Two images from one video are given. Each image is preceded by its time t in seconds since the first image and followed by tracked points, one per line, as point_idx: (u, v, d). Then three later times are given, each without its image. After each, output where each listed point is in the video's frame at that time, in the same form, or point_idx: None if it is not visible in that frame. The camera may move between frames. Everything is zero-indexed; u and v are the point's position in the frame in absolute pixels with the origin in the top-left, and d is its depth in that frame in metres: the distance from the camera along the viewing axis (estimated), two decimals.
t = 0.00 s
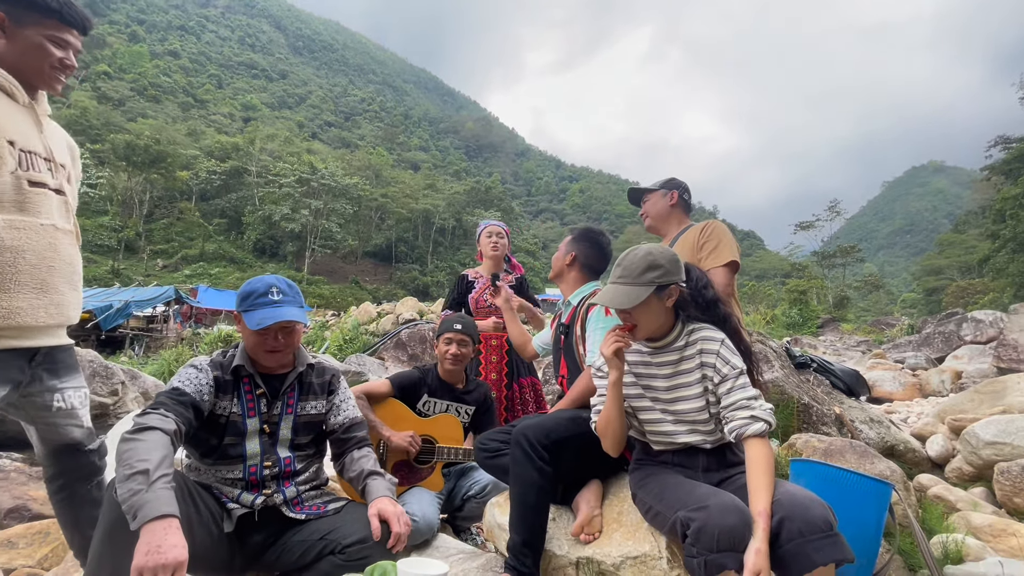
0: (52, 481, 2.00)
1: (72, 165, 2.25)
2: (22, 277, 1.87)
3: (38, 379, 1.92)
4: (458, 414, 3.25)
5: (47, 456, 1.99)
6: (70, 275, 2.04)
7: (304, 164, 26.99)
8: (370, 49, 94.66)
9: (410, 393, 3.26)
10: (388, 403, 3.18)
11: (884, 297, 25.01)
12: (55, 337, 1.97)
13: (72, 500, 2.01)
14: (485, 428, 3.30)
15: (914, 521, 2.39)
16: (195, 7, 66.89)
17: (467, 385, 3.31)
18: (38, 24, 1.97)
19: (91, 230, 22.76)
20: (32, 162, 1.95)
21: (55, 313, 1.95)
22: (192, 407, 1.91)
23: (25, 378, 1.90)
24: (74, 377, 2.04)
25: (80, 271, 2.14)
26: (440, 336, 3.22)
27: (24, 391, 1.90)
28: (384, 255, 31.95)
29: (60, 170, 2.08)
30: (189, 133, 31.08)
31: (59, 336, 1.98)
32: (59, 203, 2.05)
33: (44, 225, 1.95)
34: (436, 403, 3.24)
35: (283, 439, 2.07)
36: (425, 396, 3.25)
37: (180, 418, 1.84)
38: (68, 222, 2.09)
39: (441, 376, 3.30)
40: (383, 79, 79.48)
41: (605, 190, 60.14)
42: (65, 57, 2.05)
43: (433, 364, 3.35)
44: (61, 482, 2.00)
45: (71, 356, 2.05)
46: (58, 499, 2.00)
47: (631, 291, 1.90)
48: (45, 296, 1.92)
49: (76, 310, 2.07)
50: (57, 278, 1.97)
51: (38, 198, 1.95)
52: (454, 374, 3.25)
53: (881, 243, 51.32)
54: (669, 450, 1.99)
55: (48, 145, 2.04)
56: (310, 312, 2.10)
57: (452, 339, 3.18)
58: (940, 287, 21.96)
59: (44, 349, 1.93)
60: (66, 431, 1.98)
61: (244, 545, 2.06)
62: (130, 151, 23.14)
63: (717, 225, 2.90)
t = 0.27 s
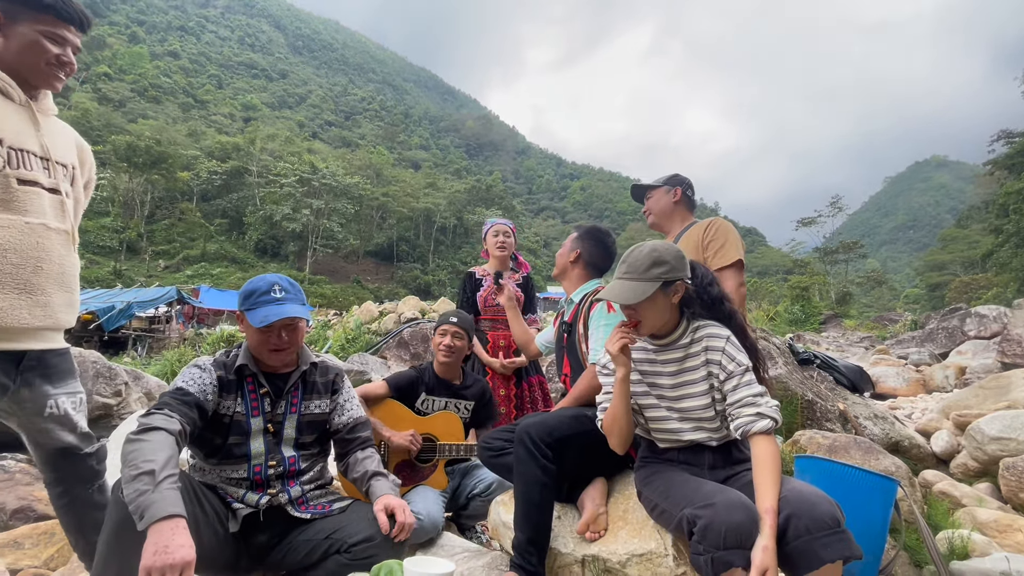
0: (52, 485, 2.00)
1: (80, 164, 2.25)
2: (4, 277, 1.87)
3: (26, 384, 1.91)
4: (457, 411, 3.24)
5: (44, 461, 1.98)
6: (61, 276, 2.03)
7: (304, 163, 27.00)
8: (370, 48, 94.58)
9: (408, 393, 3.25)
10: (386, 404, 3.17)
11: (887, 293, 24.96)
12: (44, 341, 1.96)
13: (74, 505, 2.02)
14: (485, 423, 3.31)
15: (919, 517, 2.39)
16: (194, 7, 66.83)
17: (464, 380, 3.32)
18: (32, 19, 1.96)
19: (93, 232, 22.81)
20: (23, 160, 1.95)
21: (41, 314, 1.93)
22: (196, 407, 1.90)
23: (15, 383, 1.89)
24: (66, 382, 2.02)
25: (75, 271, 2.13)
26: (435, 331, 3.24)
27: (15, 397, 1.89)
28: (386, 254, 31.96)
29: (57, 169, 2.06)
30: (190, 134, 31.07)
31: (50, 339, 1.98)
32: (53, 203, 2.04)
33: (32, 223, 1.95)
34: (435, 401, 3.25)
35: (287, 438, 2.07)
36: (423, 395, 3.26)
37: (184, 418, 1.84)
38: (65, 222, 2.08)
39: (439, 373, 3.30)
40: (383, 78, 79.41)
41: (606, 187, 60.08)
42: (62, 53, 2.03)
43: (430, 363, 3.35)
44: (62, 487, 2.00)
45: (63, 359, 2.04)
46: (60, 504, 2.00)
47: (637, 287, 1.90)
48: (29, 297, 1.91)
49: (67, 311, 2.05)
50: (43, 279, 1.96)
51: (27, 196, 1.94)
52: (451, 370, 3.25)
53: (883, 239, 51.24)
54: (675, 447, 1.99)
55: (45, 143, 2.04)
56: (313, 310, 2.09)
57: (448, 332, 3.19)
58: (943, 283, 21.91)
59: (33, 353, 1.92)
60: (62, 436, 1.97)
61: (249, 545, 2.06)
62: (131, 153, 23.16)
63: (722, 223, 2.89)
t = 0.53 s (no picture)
0: (67, 484, 2.02)
1: (91, 165, 2.26)
2: (18, 279, 1.87)
3: (45, 383, 1.93)
4: (453, 407, 3.26)
5: (60, 458, 1.99)
6: (74, 276, 2.04)
7: (307, 163, 27.06)
8: (370, 47, 94.56)
9: (401, 394, 3.27)
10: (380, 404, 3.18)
11: (891, 288, 24.85)
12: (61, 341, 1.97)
13: (87, 503, 2.03)
14: (485, 417, 3.33)
15: (925, 514, 2.38)
16: (195, 8, 66.93)
17: (457, 376, 3.35)
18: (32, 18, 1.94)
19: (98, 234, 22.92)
20: (32, 162, 1.95)
21: (55, 314, 1.94)
22: (201, 408, 1.91)
23: (33, 382, 1.91)
24: (83, 381, 2.04)
25: (89, 271, 2.13)
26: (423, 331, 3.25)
27: (33, 394, 1.91)
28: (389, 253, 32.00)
29: (66, 169, 2.07)
30: (192, 135, 31.12)
31: (68, 339, 2.00)
32: (63, 204, 2.05)
33: (44, 224, 1.96)
34: (430, 399, 3.27)
35: (292, 438, 2.08)
36: (417, 394, 3.27)
37: (190, 419, 1.85)
38: (77, 223, 2.08)
39: (431, 372, 3.32)
40: (384, 78, 79.45)
41: (608, 185, 60.00)
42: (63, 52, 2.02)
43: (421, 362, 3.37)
44: (77, 485, 2.02)
45: (82, 359, 2.05)
46: (73, 502, 2.02)
47: (643, 283, 1.89)
48: (43, 297, 1.92)
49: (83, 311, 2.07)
50: (57, 279, 1.97)
51: (38, 198, 1.96)
52: (442, 367, 3.28)
53: (888, 234, 51.05)
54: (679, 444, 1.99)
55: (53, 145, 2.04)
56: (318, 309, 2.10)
57: (436, 328, 3.22)
58: (948, 278, 21.82)
59: (50, 353, 1.94)
60: (77, 435, 1.98)
61: (255, 544, 2.06)
62: (134, 155, 23.25)
63: (728, 220, 2.89)
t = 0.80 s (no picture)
0: (72, 483, 2.03)
1: (94, 168, 2.27)
2: (20, 283, 1.89)
3: (47, 384, 1.94)
4: (453, 406, 3.27)
5: (65, 458, 2.01)
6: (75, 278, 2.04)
7: (309, 165, 27.13)
8: (372, 48, 94.71)
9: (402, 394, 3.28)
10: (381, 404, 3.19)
11: (894, 289, 24.78)
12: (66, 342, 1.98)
13: (92, 503, 2.04)
14: (484, 416, 3.34)
15: (927, 515, 2.38)
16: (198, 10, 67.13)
17: (458, 376, 3.36)
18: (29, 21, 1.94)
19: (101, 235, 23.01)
20: (33, 166, 1.96)
21: (58, 317, 1.95)
22: (203, 409, 1.92)
23: (35, 383, 1.92)
24: (87, 382, 2.04)
25: (91, 274, 2.14)
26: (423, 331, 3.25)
27: (36, 395, 1.93)
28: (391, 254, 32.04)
29: (68, 173, 2.08)
30: (194, 136, 31.17)
31: (71, 341, 2.01)
32: (65, 208, 2.06)
33: (44, 228, 1.97)
34: (430, 399, 3.26)
35: (294, 440, 2.08)
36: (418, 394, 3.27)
37: (192, 419, 1.85)
38: (78, 226, 2.09)
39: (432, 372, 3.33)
40: (386, 79, 79.59)
41: (610, 186, 59.99)
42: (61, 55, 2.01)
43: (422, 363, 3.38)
44: (83, 484, 2.03)
45: (85, 360, 2.06)
46: (79, 502, 2.03)
47: (648, 280, 1.90)
48: (46, 300, 1.93)
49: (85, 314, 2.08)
50: (58, 282, 1.98)
51: (39, 202, 1.97)
52: (442, 368, 3.28)
53: (890, 235, 50.95)
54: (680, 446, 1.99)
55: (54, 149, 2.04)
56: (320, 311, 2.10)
57: (434, 328, 3.21)
58: (951, 278, 21.77)
59: (53, 354, 1.95)
60: (81, 435, 1.99)
61: (257, 544, 2.07)
62: (136, 156, 23.34)
63: (730, 222, 2.89)
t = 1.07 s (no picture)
0: (39, 483, 1.99)
1: (76, 161, 2.25)
2: None
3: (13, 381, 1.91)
4: (444, 408, 3.27)
5: (31, 458, 1.98)
6: (50, 273, 2.02)
7: (298, 164, 27.02)
8: (365, 49, 94.49)
9: (392, 395, 3.26)
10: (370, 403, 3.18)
11: (877, 297, 25.12)
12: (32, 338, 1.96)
13: (61, 503, 2.01)
14: (473, 418, 3.35)
15: (904, 518, 2.41)
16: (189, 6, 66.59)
17: (449, 377, 3.35)
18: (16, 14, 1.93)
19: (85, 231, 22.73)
20: (11, 158, 1.95)
21: (31, 313, 1.93)
22: (185, 408, 1.91)
23: None
24: (53, 380, 2.01)
25: (67, 269, 2.12)
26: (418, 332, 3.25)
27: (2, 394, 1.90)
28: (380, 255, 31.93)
29: (48, 165, 2.06)
30: (182, 133, 30.89)
31: (41, 336, 1.98)
32: (44, 200, 2.04)
33: (22, 220, 1.95)
34: (421, 400, 3.26)
35: (279, 440, 2.08)
36: (409, 394, 3.27)
37: (173, 418, 1.84)
38: (56, 219, 2.07)
39: (423, 373, 3.33)
40: (378, 79, 79.43)
41: (601, 191, 60.28)
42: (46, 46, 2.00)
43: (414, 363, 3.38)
44: (50, 484, 2.00)
45: (53, 356, 2.03)
46: (46, 503, 2.00)
47: (636, 279, 1.92)
48: (18, 295, 1.92)
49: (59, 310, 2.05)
50: (33, 276, 1.96)
51: (16, 194, 1.95)
52: (435, 369, 3.28)
53: (874, 244, 51.67)
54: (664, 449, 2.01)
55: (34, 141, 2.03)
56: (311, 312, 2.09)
57: (432, 332, 3.21)
58: (932, 288, 22.13)
59: (22, 350, 1.93)
60: (48, 435, 1.96)
61: (238, 545, 2.06)
62: (123, 152, 23.11)
63: (717, 227, 2.93)
